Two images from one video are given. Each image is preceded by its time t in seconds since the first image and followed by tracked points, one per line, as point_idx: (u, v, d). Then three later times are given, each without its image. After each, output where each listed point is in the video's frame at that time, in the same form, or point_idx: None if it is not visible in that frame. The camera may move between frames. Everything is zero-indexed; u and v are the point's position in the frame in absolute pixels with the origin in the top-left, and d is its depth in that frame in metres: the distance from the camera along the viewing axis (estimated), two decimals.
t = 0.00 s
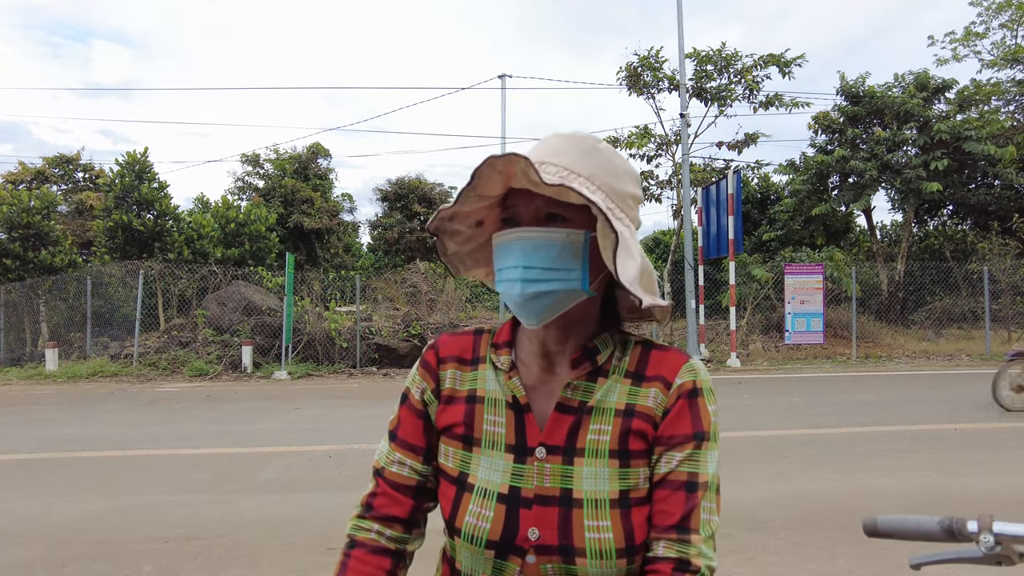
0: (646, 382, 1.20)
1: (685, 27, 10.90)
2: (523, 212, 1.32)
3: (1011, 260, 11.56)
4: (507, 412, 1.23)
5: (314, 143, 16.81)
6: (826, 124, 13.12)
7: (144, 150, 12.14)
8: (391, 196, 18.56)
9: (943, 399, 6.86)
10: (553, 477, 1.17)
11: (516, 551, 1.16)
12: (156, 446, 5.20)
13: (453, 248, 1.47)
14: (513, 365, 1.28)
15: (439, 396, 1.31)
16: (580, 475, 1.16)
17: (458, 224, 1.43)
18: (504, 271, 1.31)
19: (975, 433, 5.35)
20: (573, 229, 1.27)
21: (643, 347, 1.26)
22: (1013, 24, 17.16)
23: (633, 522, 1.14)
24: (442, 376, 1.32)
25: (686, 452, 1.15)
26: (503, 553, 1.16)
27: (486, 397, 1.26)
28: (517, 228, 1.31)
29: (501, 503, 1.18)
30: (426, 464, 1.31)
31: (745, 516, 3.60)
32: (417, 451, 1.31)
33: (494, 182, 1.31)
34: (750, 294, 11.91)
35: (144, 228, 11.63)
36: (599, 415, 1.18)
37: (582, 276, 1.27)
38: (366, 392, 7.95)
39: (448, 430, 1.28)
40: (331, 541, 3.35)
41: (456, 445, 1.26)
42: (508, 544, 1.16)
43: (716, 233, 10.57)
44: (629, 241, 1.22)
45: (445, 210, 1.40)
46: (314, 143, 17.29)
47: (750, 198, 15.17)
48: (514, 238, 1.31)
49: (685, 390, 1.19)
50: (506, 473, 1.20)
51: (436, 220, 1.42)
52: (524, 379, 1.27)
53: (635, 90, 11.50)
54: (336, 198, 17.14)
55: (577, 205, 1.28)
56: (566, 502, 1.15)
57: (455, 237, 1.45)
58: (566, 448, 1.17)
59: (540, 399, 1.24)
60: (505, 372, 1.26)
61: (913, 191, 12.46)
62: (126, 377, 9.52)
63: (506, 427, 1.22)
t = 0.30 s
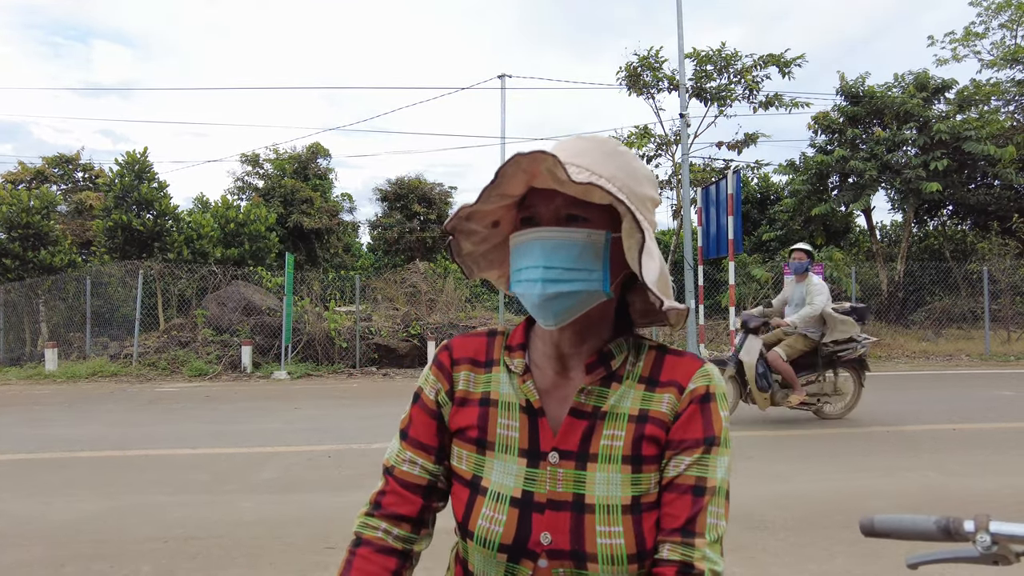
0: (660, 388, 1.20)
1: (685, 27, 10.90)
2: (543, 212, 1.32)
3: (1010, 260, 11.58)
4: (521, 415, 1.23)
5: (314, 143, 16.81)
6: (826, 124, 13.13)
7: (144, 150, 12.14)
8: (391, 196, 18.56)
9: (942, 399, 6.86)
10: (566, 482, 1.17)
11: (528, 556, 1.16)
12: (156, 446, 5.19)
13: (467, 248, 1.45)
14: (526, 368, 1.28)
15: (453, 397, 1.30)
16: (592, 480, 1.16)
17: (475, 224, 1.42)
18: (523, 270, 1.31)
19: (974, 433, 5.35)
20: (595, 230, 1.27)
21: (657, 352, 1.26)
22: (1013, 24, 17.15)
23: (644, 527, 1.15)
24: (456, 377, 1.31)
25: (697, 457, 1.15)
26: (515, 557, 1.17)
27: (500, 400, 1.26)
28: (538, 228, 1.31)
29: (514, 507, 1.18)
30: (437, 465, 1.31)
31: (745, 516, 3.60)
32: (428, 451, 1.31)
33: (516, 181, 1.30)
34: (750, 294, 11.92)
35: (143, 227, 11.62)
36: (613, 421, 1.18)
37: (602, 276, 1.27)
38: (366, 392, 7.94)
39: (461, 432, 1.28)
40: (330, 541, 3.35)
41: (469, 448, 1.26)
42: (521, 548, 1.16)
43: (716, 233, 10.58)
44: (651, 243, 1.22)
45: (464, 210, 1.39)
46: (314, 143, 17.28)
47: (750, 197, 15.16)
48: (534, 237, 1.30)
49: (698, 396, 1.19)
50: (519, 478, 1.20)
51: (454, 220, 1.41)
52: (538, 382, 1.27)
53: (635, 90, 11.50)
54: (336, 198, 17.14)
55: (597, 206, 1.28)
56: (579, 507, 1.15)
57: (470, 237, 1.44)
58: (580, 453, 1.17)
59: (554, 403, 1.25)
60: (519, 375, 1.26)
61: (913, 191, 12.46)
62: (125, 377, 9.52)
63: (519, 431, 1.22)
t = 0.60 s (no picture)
0: (646, 385, 1.23)
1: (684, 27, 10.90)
2: (555, 206, 1.30)
3: (1011, 260, 11.57)
4: (508, 415, 1.23)
5: (314, 144, 16.80)
6: (825, 124, 13.14)
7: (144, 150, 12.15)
8: (390, 196, 18.57)
9: (942, 399, 6.86)
10: (555, 480, 1.18)
11: (518, 555, 1.16)
12: (155, 446, 5.19)
13: (461, 237, 1.42)
14: (513, 367, 1.27)
15: (438, 399, 1.30)
16: (581, 477, 1.17)
17: (474, 212, 1.35)
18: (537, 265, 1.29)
19: (974, 433, 5.35)
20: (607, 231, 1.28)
21: (641, 350, 1.29)
22: (1012, 25, 17.16)
23: (633, 522, 1.17)
24: (440, 378, 1.30)
25: (683, 451, 1.19)
26: (505, 556, 1.17)
27: (487, 400, 1.26)
28: (550, 227, 1.29)
29: (503, 507, 1.18)
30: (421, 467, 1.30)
31: (744, 516, 3.60)
32: (412, 454, 1.30)
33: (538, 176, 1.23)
34: (750, 294, 11.92)
35: (142, 227, 11.62)
36: (600, 418, 1.20)
37: (612, 278, 1.29)
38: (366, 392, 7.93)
39: (447, 433, 1.27)
40: (329, 540, 3.35)
41: (456, 448, 1.26)
42: (511, 548, 1.16)
43: (715, 233, 10.59)
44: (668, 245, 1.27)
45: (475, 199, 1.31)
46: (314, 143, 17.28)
47: (750, 198, 15.16)
48: (552, 232, 1.28)
49: (683, 391, 1.22)
50: (508, 477, 1.20)
51: (459, 209, 1.35)
52: (526, 382, 1.27)
53: (635, 91, 11.50)
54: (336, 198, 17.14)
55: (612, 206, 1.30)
56: (568, 505, 1.16)
57: (467, 227, 1.40)
58: (568, 451, 1.19)
59: (542, 402, 1.25)
60: (506, 375, 1.26)
61: (913, 191, 12.47)
62: (125, 377, 9.51)
63: (507, 431, 1.22)
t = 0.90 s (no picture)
0: (618, 377, 1.25)
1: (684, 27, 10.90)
2: (539, 203, 1.30)
3: (1010, 260, 11.57)
4: (482, 410, 1.23)
5: (314, 143, 16.79)
6: (825, 124, 13.16)
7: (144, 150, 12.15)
8: (391, 196, 18.56)
9: (943, 399, 6.85)
10: (531, 473, 1.18)
11: (496, 550, 1.16)
12: (155, 446, 5.19)
13: (439, 229, 1.40)
14: (485, 363, 1.28)
15: (407, 398, 1.29)
16: (557, 470, 1.18)
17: (455, 204, 1.32)
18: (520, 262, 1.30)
19: (974, 433, 5.34)
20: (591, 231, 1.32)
21: (613, 343, 1.31)
22: (1012, 25, 17.14)
23: (610, 514, 1.19)
24: (410, 377, 1.30)
25: (658, 442, 1.22)
26: (483, 552, 1.17)
27: (460, 396, 1.25)
28: (537, 224, 1.29)
29: (479, 502, 1.18)
30: (393, 467, 1.30)
31: (744, 515, 3.60)
32: (384, 455, 1.30)
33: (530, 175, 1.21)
34: (750, 294, 11.91)
35: (142, 227, 11.62)
36: (575, 410, 1.22)
37: (591, 276, 1.32)
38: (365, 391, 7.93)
39: (419, 432, 1.27)
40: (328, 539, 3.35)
41: (429, 446, 1.25)
42: (489, 543, 1.16)
43: (715, 233, 10.59)
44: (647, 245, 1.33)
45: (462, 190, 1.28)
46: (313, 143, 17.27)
47: (750, 198, 15.16)
48: (538, 229, 1.29)
49: (655, 381, 1.25)
50: (483, 472, 1.20)
51: (443, 199, 1.31)
52: (499, 376, 1.27)
53: (635, 90, 11.50)
54: (336, 198, 17.14)
55: (594, 205, 1.33)
56: (546, 497, 1.17)
57: (445, 217, 1.37)
58: (544, 444, 1.19)
59: (516, 396, 1.25)
60: (479, 370, 1.26)
61: (913, 191, 12.48)
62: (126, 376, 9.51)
63: (481, 426, 1.22)
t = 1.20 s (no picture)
0: (590, 373, 1.26)
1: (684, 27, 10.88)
2: (506, 200, 1.30)
3: (1009, 260, 11.58)
4: (455, 413, 1.22)
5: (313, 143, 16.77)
6: (825, 124, 13.17)
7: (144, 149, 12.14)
8: (391, 196, 18.55)
9: (943, 399, 6.84)
10: (506, 473, 1.18)
11: (474, 553, 1.16)
12: (155, 446, 5.18)
13: (404, 228, 1.39)
14: (456, 364, 1.27)
15: (379, 404, 1.27)
16: (532, 468, 1.18)
17: (421, 201, 1.31)
18: (491, 261, 1.31)
19: (974, 433, 5.34)
20: (558, 229, 1.32)
21: (583, 340, 1.32)
22: (1012, 25, 17.13)
23: (586, 510, 1.20)
24: (380, 383, 1.28)
25: (631, 437, 1.23)
26: (461, 556, 1.16)
27: (431, 399, 1.24)
28: (505, 223, 1.30)
29: (455, 506, 1.17)
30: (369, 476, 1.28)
31: (743, 515, 3.60)
32: (357, 464, 1.27)
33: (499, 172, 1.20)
34: (750, 294, 11.89)
35: (142, 227, 11.62)
36: (548, 408, 1.22)
37: (561, 275, 1.34)
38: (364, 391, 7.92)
39: (391, 438, 1.25)
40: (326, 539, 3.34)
41: (402, 451, 1.23)
42: (466, 547, 1.15)
43: (715, 233, 10.58)
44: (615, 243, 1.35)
45: (428, 188, 1.26)
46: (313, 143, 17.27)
47: (749, 198, 15.16)
48: (506, 229, 1.30)
49: (626, 377, 1.27)
50: (458, 475, 1.19)
51: (409, 197, 1.30)
52: (470, 377, 1.27)
53: (635, 90, 11.49)
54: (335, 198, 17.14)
55: (561, 202, 1.33)
56: (521, 497, 1.17)
57: (410, 215, 1.36)
58: (517, 444, 1.20)
59: (488, 397, 1.25)
60: (450, 372, 1.25)
61: (913, 191, 12.49)
62: (125, 376, 9.50)
63: (455, 428, 1.21)
